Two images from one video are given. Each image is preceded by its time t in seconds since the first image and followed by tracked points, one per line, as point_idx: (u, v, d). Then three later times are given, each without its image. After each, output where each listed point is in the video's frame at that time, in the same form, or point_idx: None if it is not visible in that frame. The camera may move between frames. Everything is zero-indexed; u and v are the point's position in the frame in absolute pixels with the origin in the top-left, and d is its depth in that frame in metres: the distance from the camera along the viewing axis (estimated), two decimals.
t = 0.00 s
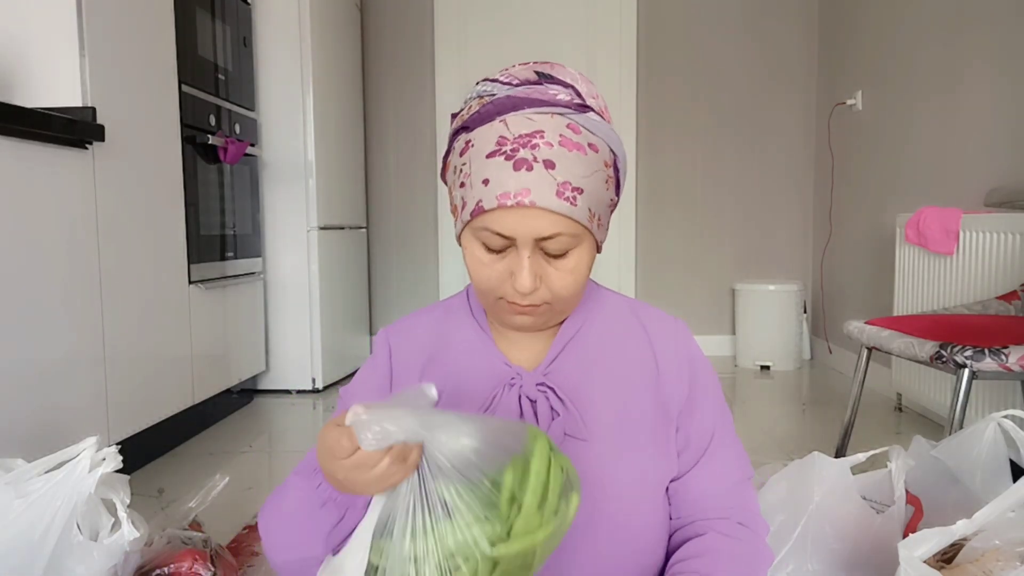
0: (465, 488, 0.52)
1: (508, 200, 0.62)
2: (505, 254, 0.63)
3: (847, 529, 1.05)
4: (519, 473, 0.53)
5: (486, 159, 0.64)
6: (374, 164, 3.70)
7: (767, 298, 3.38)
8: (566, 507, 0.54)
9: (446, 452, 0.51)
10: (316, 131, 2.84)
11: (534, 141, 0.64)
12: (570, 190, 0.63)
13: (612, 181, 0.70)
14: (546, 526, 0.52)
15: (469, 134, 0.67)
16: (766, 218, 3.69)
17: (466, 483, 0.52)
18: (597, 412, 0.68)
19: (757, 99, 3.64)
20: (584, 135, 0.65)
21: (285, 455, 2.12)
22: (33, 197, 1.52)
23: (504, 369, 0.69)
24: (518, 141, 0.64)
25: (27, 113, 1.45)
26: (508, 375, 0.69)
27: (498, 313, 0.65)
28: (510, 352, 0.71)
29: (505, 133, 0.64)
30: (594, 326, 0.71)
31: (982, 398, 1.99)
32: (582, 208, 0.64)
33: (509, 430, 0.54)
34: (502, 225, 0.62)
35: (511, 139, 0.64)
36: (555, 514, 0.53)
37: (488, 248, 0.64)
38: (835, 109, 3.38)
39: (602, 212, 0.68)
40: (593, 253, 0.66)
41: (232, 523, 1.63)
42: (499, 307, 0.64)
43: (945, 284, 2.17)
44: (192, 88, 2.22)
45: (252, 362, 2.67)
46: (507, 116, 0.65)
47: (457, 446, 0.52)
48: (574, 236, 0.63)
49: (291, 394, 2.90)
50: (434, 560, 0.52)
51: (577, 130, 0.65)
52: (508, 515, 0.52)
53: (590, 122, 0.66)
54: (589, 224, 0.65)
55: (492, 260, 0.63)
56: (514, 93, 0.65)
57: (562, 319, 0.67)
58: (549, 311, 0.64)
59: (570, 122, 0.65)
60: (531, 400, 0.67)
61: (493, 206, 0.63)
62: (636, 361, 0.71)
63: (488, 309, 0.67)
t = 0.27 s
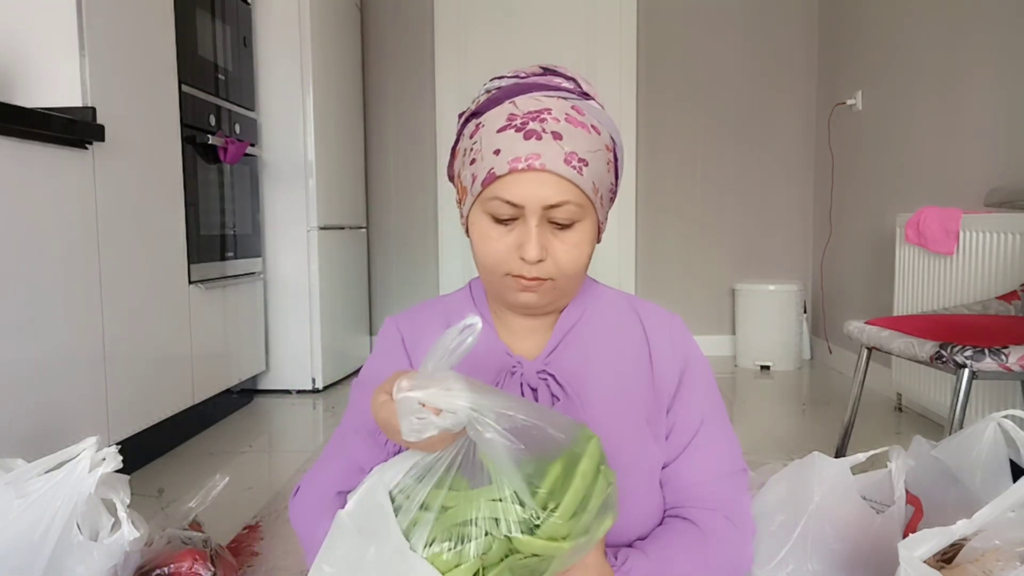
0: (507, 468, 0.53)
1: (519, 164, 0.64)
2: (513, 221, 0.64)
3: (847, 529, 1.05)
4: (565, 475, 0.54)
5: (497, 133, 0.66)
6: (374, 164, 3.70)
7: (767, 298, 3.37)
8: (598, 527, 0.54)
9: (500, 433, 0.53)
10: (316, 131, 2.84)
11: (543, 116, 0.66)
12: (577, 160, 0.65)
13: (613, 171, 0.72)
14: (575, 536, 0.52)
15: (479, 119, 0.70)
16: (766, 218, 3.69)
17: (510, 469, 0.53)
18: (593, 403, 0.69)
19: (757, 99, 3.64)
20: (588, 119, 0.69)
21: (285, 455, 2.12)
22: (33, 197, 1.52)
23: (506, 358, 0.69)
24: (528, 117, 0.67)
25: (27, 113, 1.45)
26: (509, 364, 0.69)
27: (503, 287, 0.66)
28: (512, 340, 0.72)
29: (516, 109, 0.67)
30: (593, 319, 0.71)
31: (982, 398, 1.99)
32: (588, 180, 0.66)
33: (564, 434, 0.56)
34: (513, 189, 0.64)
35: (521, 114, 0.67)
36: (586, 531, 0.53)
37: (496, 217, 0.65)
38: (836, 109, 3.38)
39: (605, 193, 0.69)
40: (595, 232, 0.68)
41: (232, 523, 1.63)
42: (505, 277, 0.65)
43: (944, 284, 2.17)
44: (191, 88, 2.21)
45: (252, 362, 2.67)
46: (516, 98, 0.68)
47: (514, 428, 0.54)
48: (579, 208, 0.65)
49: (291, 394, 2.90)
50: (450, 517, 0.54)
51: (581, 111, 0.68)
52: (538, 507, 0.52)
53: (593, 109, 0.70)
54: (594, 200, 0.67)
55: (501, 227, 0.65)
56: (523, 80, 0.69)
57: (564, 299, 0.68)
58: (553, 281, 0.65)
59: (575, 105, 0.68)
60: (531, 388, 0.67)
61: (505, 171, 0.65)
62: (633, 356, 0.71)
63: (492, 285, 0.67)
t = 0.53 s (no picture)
0: (532, 460, 0.53)
1: (537, 156, 0.64)
2: (525, 213, 0.65)
3: (848, 529, 1.05)
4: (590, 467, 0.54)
5: (516, 126, 0.67)
6: (374, 164, 3.70)
7: (767, 298, 3.38)
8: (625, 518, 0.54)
9: (523, 423, 0.53)
10: (316, 131, 2.84)
11: (562, 115, 0.67)
12: (592, 159, 0.66)
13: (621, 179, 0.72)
14: (600, 528, 0.52)
15: (497, 114, 0.70)
16: (767, 218, 3.69)
17: (535, 459, 0.53)
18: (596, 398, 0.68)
19: (757, 99, 3.64)
20: (604, 123, 0.70)
21: (284, 455, 2.12)
22: (32, 197, 1.52)
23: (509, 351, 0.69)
24: (547, 114, 0.67)
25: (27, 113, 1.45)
26: (513, 358, 0.68)
27: (508, 278, 0.66)
28: (514, 335, 0.71)
29: (536, 105, 0.68)
30: (596, 315, 0.71)
31: (982, 398, 1.99)
32: (600, 179, 0.66)
33: (593, 425, 0.56)
34: (528, 181, 0.64)
35: (541, 111, 0.67)
36: (615, 520, 0.53)
37: (508, 207, 0.65)
38: (835, 109, 3.38)
39: (612, 196, 0.70)
40: (600, 232, 0.68)
41: (232, 523, 1.63)
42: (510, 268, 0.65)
43: (945, 284, 2.17)
44: (191, 88, 2.22)
45: (252, 362, 2.68)
46: (537, 97, 0.69)
47: (540, 419, 0.54)
48: (591, 206, 0.65)
49: (291, 394, 2.90)
50: (477, 509, 0.55)
51: (599, 116, 0.69)
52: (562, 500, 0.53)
53: (608, 117, 0.71)
54: (604, 201, 0.67)
55: (512, 218, 0.65)
56: (543, 82, 0.70)
57: (567, 296, 0.68)
58: (558, 276, 0.65)
59: (593, 109, 0.69)
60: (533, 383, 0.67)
61: (522, 162, 0.65)
62: (637, 352, 0.71)
63: (496, 277, 0.67)
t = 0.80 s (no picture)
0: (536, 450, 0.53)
1: (546, 153, 0.64)
2: (532, 210, 0.65)
3: (848, 529, 1.05)
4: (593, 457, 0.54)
5: (525, 125, 0.67)
6: (374, 164, 3.70)
7: (767, 298, 3.38)
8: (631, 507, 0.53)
9: (527, 411, 0.53)
10: (316, 131, 2.84)
11: (570, 114, 0.67)
12: (599, 158, 0.66)
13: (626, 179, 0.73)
14: (606, 517, 0.52)
15: (504, 113, 0.70)
16: (767, 218, 3.69)
17: (540, 449, 0.53)
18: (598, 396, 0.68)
19: (757, 99, 3.64)
20: (610, 123, 0.70)
21: (284, 455, 2.12)
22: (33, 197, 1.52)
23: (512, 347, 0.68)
24: (554, 113, 0.67)
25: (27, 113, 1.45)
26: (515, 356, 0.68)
27: (513, 274, 0.66)
28: (517, 333, 0.71)
29: (545, 104, 0.68)
30: (596, 313, 0.71)
31: (982, 398, 1.99)
32: (607, 178, 0.66)
33: (599, 415, 0.55)
34: (536, 178, 0.64)
35: (548, 110, 0.67)
36: (621, 508, 0.53)
37: (515, 204, 0.65)
38: (835, 109, 3.38)
39: (617, 196, 0.70)
40: (605, 231, 0.68)
41: (232, 523, 1.63)
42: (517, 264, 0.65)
43: (945, 284, 2.17)
44: (191, 88, 2.22)
45: (252, 363, 2.68)
46: (544, 96, 0.69)
47: (544, 410, 0.54)
48: (597, 205, 0.66)
49: (291, 394, 2.90)
50: (483, 500, 0.55)
51: (606, 117, 0.69)
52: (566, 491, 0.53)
53: (614, 117, 0.71)
54: (609, 200, 0.68)
55: (519, 215, 0.65)
56: (550, 82, 0.70)
57: (571, 293, 0.68)
58: (563, 273, 0.65)
59: (600, 110, 0.69)
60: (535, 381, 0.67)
61: (530, 160, 0.65)
62: (639, 349, 0.71)
63: (501, 273, 0.67)
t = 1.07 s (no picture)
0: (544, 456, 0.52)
1: (550, 152, 0.64)
2: (536, 208, 0.65)
3: (848, 529, 1.05)
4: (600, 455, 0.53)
5: (529, 124, 0.67)
6: (374, 163, 3.70)
7: (767, 298, 3.38)
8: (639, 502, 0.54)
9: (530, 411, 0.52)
10: (316, 130, 2.84)
11: (573, 114, 0.67)
12: (602, 157, 0.66)
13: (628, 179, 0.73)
14: (616, 518, 0.52)
15: (507, 113, 0.70)
16: (767, 218, 3.69)
17: (546, 453, 0.53)
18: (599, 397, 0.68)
19: (757, 98, 3.64)
20: (613, 123, 0.70)
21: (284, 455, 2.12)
22: (33, 197, 1.52)
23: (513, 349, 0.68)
24: (558, 112, 0.67)
25: (27, 113, 1.45)
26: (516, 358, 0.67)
27: (517, 274, 0.66)
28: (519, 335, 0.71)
29: (549, 104, 0.68)
30: (598, 314, 0.71)
31: (982, 398, 1.99)
32: (610, 177, 0.66)
33: (604, 417, 0.55)
34: (542, 176, 0.64)
35: (552, 109, 0.67)
36: (631, 509, 0.53)
37: (519, 203, 0.65)
38: (836, 109, 3.37)
39: (620, 196, 0.70)
40: (609, 231, 0.68)
41: (232, 523, 1.63)
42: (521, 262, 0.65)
43: (944, 284, 2.17)
44: (192, 88, 2.22)
45: (252, 363, 2.68)
46: (547, 97, 0.69)
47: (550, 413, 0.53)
48: (601, 204, 0.66)
49: (291, 394, 2.90)
50: (487, 514, 0.54)
51: (609, 117, 0.70)
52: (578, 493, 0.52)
53: (617, 118, 0.71)
54: (613, 199, 0.68)
55: (523, 213, 0.65)
56: (553, 83, 0.70)
57: (575, 293, 0.68)
58: (567, 271, 0.65)
59: (602, 110, 0.70)
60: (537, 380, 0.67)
61: (535, 158, 0.65)
62: (640, 350, 0.71)
63: (504, 273, 0.67)
